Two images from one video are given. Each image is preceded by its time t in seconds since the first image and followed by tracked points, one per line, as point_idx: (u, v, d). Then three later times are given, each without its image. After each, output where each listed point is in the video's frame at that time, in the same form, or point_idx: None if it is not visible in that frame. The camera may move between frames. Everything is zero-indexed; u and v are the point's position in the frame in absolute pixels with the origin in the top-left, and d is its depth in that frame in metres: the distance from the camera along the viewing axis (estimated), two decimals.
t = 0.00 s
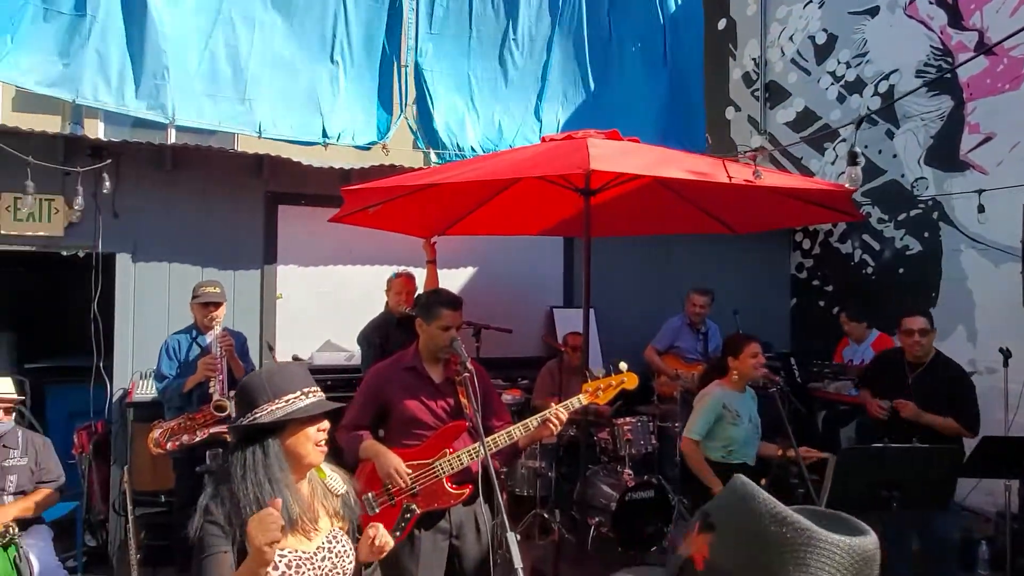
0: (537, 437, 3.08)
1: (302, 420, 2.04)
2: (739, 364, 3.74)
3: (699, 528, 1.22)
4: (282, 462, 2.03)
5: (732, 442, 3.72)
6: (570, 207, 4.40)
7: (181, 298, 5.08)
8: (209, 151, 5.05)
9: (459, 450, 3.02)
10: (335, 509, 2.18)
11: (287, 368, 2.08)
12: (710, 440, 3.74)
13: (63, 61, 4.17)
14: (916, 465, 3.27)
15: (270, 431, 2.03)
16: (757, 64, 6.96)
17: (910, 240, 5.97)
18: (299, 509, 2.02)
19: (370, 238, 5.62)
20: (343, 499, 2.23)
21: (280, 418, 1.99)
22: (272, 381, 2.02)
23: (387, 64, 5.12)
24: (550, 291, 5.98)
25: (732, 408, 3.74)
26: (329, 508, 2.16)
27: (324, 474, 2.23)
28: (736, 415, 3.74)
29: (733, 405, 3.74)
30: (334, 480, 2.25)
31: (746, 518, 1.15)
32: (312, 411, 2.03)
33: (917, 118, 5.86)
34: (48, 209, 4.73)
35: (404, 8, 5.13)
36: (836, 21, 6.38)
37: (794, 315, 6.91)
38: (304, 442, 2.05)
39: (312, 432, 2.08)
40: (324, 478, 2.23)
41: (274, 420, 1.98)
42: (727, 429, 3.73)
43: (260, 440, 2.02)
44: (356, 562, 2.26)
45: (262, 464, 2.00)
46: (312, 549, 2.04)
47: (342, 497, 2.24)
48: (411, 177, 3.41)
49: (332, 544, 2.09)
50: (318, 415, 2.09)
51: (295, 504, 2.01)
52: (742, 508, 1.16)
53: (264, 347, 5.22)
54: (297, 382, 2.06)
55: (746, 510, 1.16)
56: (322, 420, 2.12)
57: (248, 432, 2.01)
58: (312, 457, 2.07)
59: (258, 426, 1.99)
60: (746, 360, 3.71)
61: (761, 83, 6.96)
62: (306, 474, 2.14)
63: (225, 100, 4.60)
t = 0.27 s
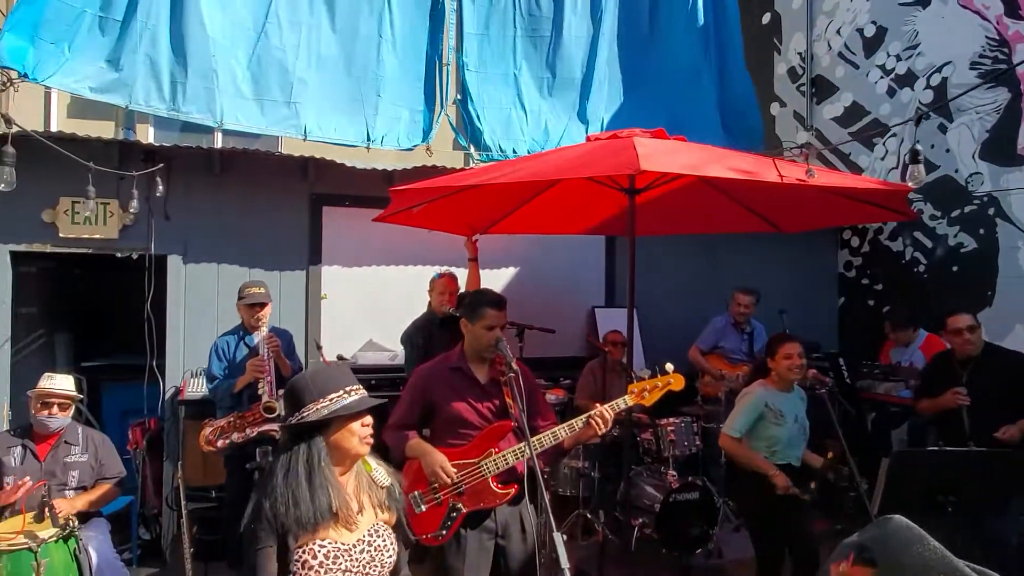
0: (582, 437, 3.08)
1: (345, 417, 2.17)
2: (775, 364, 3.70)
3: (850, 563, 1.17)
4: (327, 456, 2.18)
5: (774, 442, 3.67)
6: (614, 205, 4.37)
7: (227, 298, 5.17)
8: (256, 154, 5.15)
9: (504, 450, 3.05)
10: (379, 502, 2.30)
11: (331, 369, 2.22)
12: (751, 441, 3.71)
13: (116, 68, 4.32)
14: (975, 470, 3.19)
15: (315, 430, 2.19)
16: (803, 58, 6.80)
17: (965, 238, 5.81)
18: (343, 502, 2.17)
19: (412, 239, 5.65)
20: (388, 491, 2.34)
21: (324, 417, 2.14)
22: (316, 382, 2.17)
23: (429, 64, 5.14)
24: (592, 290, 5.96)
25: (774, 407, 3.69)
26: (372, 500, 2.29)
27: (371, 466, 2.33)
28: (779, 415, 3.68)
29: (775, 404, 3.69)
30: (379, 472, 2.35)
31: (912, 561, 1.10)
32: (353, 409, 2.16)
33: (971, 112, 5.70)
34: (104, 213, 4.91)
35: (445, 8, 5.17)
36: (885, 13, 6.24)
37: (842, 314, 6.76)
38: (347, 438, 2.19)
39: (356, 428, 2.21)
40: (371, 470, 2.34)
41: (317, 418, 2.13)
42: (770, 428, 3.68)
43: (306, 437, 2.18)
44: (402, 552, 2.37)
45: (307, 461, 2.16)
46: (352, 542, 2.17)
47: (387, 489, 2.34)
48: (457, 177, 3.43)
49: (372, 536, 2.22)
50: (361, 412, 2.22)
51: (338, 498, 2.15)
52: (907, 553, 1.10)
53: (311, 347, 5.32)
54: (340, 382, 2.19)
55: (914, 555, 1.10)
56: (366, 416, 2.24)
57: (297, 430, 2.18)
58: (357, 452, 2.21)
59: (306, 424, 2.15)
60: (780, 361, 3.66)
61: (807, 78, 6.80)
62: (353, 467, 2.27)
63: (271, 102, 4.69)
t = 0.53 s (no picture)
0: (607, 435, 3.08)
1: (369, 417, 2.19)
2: (802, 367, 3.66)
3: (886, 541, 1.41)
4: (351, 453, 2.20)
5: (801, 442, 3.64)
6: (640, 203, 4.36)
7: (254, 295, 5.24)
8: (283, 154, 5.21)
9: (529, 448, 3.03)
10: (398, 501, 2.29)
11: (363, 366, 2.24)
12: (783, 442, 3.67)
13: (146, 68, 4.40)
14: (1010, 472, 3.13)
15: (343, 425, 2.23)
16: (832, 54, 6.70)
17: (999, 235, 5.70)
18: (362, 498, 2.19)
19: (438, 237, 5.67)
20: (408, 490, 2.32)
21: (350, 414, 2.17)
22: (345, 378, 2.19)
23: (455, 61, 5.15)
24: (617, 288, 5.93)
25: (800, 407, 3.66)
26: (391, 498, 2.27)
27: (394, 463, 2.32)
28: (806, 415, 3.64)
29: (802, 404, 3.66)
30: (402, 470, 2.33)
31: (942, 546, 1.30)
32: (378, 409, 2.18)
33: (1005, 106, 5.58)
34: (136, 212, 5.00)
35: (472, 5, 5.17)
36: (917, 7, 6.14)
37: (871, 312, 6.67)
38: (372, 436, 2.22)
39: (382, 427, 2.23)
40: (393, 466, 2.32)
41: (343, 414, 2.16)
42: (797, 429, 3.65)
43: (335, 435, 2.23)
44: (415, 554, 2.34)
45: (331, 455, 2.20)
46: (358, 535, 2.18)
47: (406, 489, 2.32)
48: (484, 174, 3.44)
49: (381, 533, 2.21)
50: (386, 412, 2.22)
51: (357, 494, 2.18)
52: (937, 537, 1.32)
53: (337, 343, 5.37)
54: (370, 380, 2.21)
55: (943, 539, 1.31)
56: (392, 417, 2.25)
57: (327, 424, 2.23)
58: (381, 452, 2.23)
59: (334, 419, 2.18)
60: (805, 363, 3.63)
61: (836, 73, 6.69)
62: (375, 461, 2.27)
63: (298, 101, 4.73)
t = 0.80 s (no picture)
0: (617, 437, 3.07)
1: (362, 425, 2.22)
2: (824, 365, 3.62)
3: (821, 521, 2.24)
4: (345, 459, 2.26)
5: (819, 442, 3.62)
6: (651, 202, 4.34)
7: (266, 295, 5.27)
8: (293, 155, 5.22)
9: (539, 448, 3.03)
10: (384, 508, 2.31)
11: (363, 375, 2.28)
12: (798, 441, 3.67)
13: (157, 69, 4.43)
14: None
15: (337, 433, 2.28)
16: (843, 52, 6.65)
17: (1013, 235, 5.62)
18: (347, 504, 2.23)
19: (447, 236, 5.67)
20: (395, 498, 2.34)
21: (342, 421, 2.21)
22: (343, 385, 2.24)
23: (466, 60, 5.15)
24: (626, 288, 5.91)
25: (819, 407, 3.63)
26: (379, 504, 2.31)
27: (384, 471, 2.35)
28: (825, 414, 3.62)
29: (821, 403, 3.64)
30: (392, 477, 2.36)
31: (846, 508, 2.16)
32: (371, 419, 2.21)
33: (1020, 104, 5.52)
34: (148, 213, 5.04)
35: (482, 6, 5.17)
36: (930, 4, 6.09)
37: (883, 312, 6.62)
38: (364, 445, 2.25)
39: (375, 438, 2.26)
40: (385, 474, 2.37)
41: (336, 421, 2.21)
42: (816, 427, 3.63)
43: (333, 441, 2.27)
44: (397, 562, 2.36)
45: (322, 460, 2.25)
46: (340, 535, 2.21)
47: (394, 496, 2.34)
48: (495, 173, 3.44)
49: (364, 536, 2.23)
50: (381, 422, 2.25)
51: (343, 500, 2.22)
52: (845, 500, 2.18)
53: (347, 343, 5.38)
54: (368, 390, 2.25)
55: (852, 505, 2.15)
56: (386, 429, 2.28)
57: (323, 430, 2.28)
58: (371, 459, 2.26)
59: (327, 424, 2.23)
60: (827, 361, 3.59)
61: (848, 71, 6.64)
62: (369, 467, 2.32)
63: (307, 101, 4.74)
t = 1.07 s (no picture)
0: (623, 437, 3.06)
1: (367, 440, 2.21)
2: (838, 363, 3.63)
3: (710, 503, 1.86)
4: (344, 476, 2.22)
5: (830, 442, 3.60)
6: (657, 200, 4.33)
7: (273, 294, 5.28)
8: (299, 155, 5.23)
9: (544, 448, 3.02)
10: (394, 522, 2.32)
11: (360, 392, 2.27)
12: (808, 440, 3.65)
13: (165, 70, 4.45)
14: None
15: (337, 449, 2.24)
16: (852, 50, 6.62)
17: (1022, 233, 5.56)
18: (353, 521, 2.20)
19: (453, 235, 5.66)
20: (405, 510, 2.36)
21: (346, 438, 2.19)
22: (344, 402, 2.22)
23: (472, 59, 5.14)
24: (633, 287, 5.90)
25: (830, 406, 3.63)
26: (390, 518, 2.31)
27: (390, 484, 2.36)
28: (835, 414, 3.61)
29: (832, 402, 3.63)
30: (399, 491, 2.38)
31: (742, 495, 1.76)
32: (375, 435, 2.20)
33: None
34: (155, 212, 5.06)
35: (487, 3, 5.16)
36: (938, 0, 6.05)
37: (891, 311, 6.58)
38: (366, 461, 2.23)
39: (378, 452, 2.24)
40: (390, 488, 2.37)
41: (339, 438, 2.19)
42: (826, 427, 3.61)
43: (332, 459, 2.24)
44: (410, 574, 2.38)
45: (324, 479, 2.22)
46: (358, 554, 2.18)
47: (404, 509, 2.36)
48: (501, 171, 3.44)
49: (383, 551, 2.22)
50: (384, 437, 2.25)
51: (348, 517, 2.20)
52: (740, 483, 1.79)
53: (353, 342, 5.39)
54: (366, 405, 2.24)
55: (749, 488, 1.76)
56: (389, 442, 2.27)
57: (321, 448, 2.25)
58: (375, 474, 2.24)
59: (330, 442, 2.21)
60: (842, 359, 3.59)
61: (856, 69, 6.62)
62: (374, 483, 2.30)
63: (313, 100, 4.74)
